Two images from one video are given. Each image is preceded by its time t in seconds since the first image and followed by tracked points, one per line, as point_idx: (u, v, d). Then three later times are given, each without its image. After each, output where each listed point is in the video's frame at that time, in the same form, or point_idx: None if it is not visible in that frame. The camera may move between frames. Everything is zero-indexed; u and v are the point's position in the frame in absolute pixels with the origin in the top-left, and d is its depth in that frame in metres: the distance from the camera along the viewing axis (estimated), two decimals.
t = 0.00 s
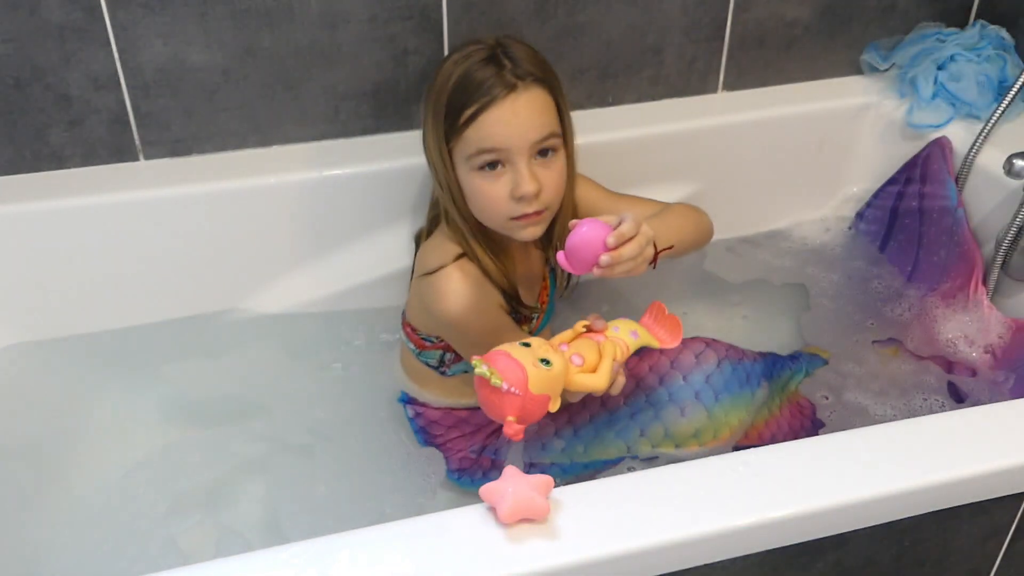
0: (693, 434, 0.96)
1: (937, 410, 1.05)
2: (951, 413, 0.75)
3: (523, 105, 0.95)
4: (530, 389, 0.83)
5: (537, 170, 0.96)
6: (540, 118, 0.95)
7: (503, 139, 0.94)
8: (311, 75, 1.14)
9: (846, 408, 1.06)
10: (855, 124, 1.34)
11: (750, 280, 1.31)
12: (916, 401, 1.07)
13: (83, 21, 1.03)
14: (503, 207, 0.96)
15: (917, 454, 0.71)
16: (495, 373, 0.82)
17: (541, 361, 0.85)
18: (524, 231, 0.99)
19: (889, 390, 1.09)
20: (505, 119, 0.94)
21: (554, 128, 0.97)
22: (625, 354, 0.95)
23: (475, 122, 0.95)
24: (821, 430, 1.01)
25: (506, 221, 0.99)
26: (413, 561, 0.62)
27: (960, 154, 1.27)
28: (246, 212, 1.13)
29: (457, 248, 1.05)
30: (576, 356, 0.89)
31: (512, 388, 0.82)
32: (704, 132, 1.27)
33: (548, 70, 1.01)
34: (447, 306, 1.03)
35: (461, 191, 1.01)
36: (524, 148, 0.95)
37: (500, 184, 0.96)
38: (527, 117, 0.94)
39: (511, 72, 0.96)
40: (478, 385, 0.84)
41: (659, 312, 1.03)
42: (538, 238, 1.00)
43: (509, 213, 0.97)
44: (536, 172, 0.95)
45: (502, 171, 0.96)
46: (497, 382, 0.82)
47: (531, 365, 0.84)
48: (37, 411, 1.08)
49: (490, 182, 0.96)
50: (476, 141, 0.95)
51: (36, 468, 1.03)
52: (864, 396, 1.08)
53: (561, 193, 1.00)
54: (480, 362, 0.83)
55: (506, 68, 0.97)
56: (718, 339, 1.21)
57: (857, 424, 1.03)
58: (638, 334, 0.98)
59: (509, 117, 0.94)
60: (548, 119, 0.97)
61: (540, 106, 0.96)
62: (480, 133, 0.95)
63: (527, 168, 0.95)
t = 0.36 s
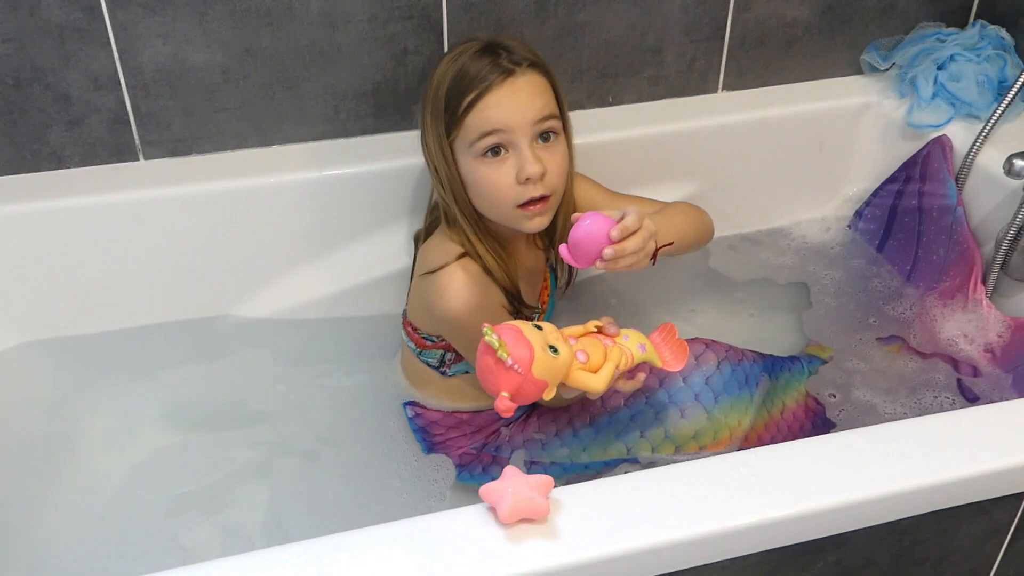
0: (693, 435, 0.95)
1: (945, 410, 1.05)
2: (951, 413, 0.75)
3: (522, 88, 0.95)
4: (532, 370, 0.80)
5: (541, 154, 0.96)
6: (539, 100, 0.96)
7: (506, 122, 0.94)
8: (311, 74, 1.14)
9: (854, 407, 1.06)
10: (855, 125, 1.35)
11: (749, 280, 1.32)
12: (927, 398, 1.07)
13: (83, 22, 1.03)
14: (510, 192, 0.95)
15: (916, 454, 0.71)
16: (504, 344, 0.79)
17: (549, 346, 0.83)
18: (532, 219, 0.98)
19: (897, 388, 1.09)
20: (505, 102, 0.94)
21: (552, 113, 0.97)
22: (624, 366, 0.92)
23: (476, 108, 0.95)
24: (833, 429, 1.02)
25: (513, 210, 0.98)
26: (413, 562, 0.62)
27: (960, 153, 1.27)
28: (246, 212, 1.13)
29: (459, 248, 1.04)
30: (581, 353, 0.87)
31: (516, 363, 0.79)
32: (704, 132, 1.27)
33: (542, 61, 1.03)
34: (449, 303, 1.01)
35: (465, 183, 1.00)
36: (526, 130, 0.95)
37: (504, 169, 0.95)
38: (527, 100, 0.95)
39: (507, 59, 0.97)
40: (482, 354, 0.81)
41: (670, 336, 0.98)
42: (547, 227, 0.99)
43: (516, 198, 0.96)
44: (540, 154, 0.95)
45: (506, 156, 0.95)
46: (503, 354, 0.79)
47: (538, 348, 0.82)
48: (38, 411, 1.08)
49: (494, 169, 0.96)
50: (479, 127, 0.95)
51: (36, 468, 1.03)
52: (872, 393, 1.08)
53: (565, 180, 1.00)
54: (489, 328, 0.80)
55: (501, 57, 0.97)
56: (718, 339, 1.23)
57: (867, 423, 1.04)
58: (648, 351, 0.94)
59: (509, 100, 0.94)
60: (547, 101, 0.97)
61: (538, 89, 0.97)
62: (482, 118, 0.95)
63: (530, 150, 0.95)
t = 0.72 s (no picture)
0: (688, 423, 0.95)
1: (943, 409, 1.06)
2: (951, 413, 0.75)
3: (530, 86, 0.95)
4: (457, 315, 0.78)
5: (548, 152, 0.95)
6: (547, 99, 0.96)
7: (513, 120, 0.94)
8: (311, 74, 1.14)
9: (856, 405, 1.07)
10: (855, 125, 1.35)
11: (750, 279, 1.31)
12: (924, 398, 1.07)
13: (83, 22, 1.03)
14: (515, 188, 0.95)
15: (915, 454, 0.71)
16: (441, 277, 0.78)
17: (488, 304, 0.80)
18: (536, 216, 0.97)
19: (897, 386, 1.10)
20: (513, 99, 0.94)
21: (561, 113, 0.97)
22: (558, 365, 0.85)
23: (484, 104, 0.95)
24: (833, 428, 1.02)
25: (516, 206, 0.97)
26: (413, 562, 0.62)
27: (960, 153, 1.27)
28: (246, 211, 1.13)
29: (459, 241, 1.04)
30: (520, 331, 0.83)
31: (444, 300, 0.78)
32: (705, 132, 1.27)
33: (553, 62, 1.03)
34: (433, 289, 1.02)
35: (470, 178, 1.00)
36: (534, 128, 0.94)
37: (509, 166, 0.95)
38: (535, 98, 0.94)
39: (517, 57, 0.97)
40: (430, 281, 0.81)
41: (618, 358, 0.90)
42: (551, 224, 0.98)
43: (522, 194, 0.95)
44: (547, 153, 0.94)
45: (512, 153, 0.95)
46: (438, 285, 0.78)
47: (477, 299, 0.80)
48: (37, 410, 1.08)
49: (500, 165, 0.95)
50: (485, 123, 0.95)
51: (36, 468, 1.03)
52: (874, 392, 1.09)
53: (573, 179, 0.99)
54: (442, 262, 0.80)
55: (511, 54, 0.98)
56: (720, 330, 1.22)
57: (863, 421, 1.04)
58: (592, 361, 0.86)
59: (517, 97, 0.94)
60: (555, 100, 0.97)
61: (547, 88, 0.96)
62: (490, 114, 0.95)
63: (537, 149, 0.94)
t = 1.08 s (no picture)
0: (679, 428, 0.95)
1: (946, 408, 1.06)
2: (950, 413, 0.75)
3: (547, 105, 0.88)
4: (338, 248, 0.77)
5: (528, 174, 0.88)
6: (554, 126, 0.88)
7: (510, 124, 0.88)
8: (311, 74, 1.14)
9: (857, 403, 1.08)
10: (855, 125, 1.35)
11: (749, 278, 1.31)
12: (930, 396, 1.08)
13: (83, 21, 1.03)
14: (483, 184, 0.90)
15: (914, 454, 0.71)
16: (341, 205, 0.77)
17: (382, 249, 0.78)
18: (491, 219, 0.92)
19: (902, 385, 1.10)
20: (523, 107, 0.88)
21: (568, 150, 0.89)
22: (438, 342, 0.84)
23: (501, 97, 0.90)
24: (832, 426, 1.02)
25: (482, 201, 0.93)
26: (414, 562, 0.62)
27: (960, 153, 1.27)
28: (245, 212, 1.13)
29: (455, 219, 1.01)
30: (412, 290, 0.81)
31: (332, 226, 0.77)
32: (706, 132, 1.27)
33: (611, 102, 0.93)
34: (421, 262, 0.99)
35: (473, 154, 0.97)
36: (526, 145, 0.88)
37: (490, 163, 0.90)
38: (546, 119, 0.87)
39: (566, 75, 0.90)
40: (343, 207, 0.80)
41: (506, 368, 0.84)
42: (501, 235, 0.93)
43: (485, 195, 0.90)
44: (523, 174, 0.88)
45: (499, 154, 0.89)
46: (334, 212, 0.77)
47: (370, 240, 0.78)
48: (37, 410, 1.08)
49: (485, 158, 0.91)
50: (495, 113, 0.90)
51: (36, 467, 1.03)
52: (875, 390, 1.09)
53: (551, 210, 0.92)
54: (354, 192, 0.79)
55: (564, 71, 0.90)
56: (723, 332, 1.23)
57: (867, 419, 1.05)
58: (477, 351, 0.83)
59: (527, 107, 0.87)
60: (565, 134, 0.88)
61: (562, 117, 0.88)
62: (500, 107, 0.89)
63: (517, 163, 0.88)
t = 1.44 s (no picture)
0: (677, 424, 0.95)
1: (946, 409, 1.06)
2: (950, 413, 0.75)
3: (531, 118, 0.88)
4: (328, 265, 0.78)
5: (506, 185, 0.89)
6: (535, 140, 0.88)
7: (493, 134, 0.88)
8: (311, 74, 1.14)
9: (860, 404, 1.08)
10: (855, 125, 1.35)
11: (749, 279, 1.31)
12: (930, 397, 1.08)
13: (83, 22, 1.03)
14: (466, 192, 0.91)
15: (915, 454, 0.71)
16: (326, 226, 0.78)
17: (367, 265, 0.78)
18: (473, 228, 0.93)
19: (902, 386, 1.11)
20: (507, 118, 0.88)
21: (548, 164, 0.89)
22: (436, 348, 0.84)
23: (489, 106, 0.90)
24: (829, 429, 1.02)
25: (464, 206, 0.94)
26: (414, 562, 0.62)
27: (960, 153, 1.27)
28: (246, 211, 1.13)
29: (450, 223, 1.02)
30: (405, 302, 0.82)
31: (319, 245, 0.78)
32: (706, 132, 1.27)
33: (603, 117, 0.92)
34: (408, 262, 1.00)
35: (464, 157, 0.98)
36: (506, 157, 0.88)
37: (473, 170, 0.91)
38: (528, 133, 0.87)
39: (555, 87, 0.90)
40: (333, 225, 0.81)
41: (502, 372, 0.84)
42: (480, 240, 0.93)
43: (466, 202, 0.91)
44: (501, 185, 0.88)
45: (483, 162, 0.90)
46: (322, 232, 0.79)
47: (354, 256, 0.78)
48: (37, 410, 1.08)
49: (469, 164, 0.91)
50: (482, 121, 0.90)
51: (37, 467, 1.03)
52: (877, 391, 1.10)
53: (530, 222, 0.92)
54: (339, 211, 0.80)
55: (555, 84, 0.90)
56: (721, 331, 1.24)
57: (869, 420, 1.05)
58: (473, 357, 0.83)
59: (511, 119, 0.88)
60: (547, 148, 0.88)
61: (545, 132, 0.88)
62: (486, 116, 0.90)
63: (495, 174, 0.88)
